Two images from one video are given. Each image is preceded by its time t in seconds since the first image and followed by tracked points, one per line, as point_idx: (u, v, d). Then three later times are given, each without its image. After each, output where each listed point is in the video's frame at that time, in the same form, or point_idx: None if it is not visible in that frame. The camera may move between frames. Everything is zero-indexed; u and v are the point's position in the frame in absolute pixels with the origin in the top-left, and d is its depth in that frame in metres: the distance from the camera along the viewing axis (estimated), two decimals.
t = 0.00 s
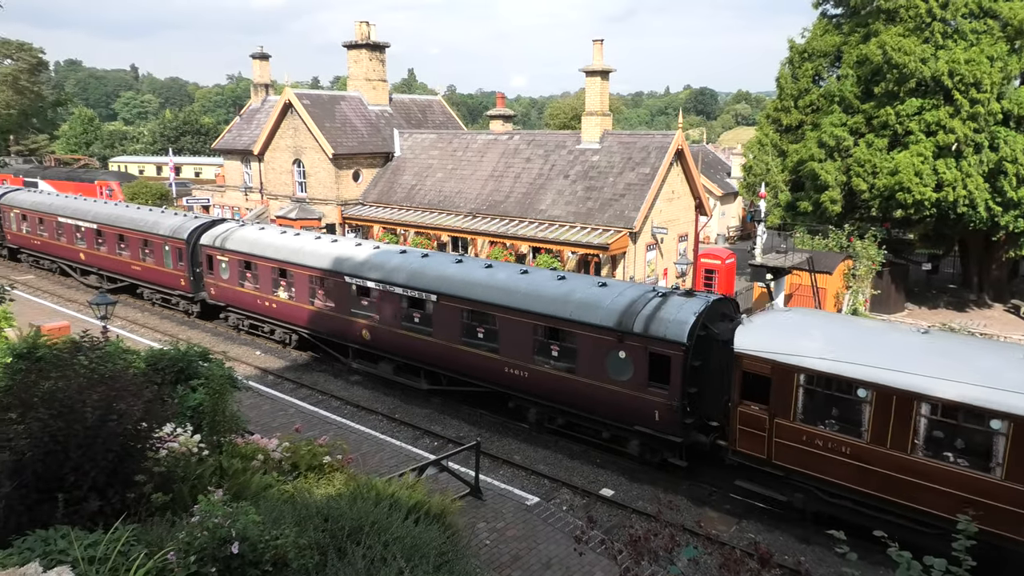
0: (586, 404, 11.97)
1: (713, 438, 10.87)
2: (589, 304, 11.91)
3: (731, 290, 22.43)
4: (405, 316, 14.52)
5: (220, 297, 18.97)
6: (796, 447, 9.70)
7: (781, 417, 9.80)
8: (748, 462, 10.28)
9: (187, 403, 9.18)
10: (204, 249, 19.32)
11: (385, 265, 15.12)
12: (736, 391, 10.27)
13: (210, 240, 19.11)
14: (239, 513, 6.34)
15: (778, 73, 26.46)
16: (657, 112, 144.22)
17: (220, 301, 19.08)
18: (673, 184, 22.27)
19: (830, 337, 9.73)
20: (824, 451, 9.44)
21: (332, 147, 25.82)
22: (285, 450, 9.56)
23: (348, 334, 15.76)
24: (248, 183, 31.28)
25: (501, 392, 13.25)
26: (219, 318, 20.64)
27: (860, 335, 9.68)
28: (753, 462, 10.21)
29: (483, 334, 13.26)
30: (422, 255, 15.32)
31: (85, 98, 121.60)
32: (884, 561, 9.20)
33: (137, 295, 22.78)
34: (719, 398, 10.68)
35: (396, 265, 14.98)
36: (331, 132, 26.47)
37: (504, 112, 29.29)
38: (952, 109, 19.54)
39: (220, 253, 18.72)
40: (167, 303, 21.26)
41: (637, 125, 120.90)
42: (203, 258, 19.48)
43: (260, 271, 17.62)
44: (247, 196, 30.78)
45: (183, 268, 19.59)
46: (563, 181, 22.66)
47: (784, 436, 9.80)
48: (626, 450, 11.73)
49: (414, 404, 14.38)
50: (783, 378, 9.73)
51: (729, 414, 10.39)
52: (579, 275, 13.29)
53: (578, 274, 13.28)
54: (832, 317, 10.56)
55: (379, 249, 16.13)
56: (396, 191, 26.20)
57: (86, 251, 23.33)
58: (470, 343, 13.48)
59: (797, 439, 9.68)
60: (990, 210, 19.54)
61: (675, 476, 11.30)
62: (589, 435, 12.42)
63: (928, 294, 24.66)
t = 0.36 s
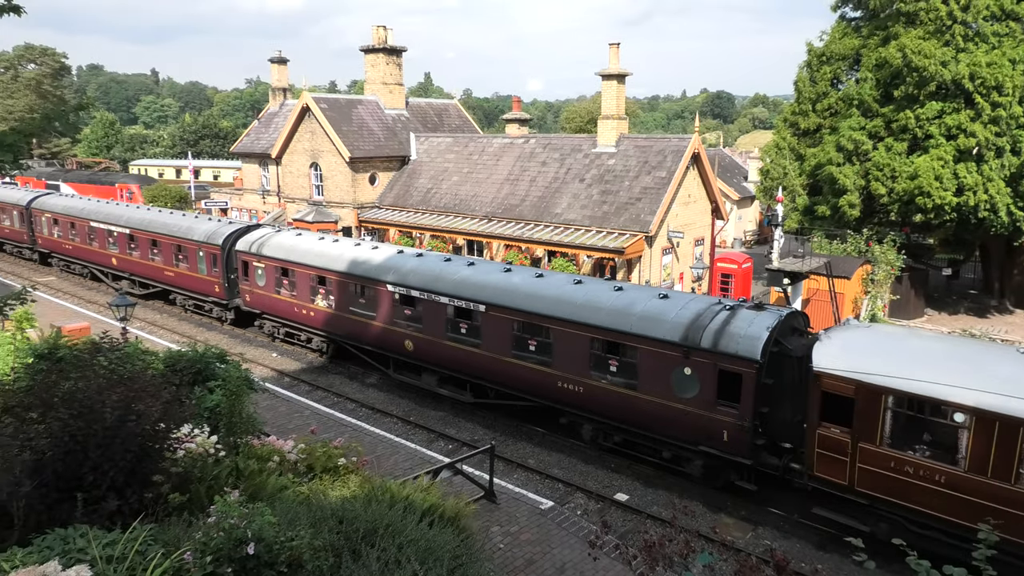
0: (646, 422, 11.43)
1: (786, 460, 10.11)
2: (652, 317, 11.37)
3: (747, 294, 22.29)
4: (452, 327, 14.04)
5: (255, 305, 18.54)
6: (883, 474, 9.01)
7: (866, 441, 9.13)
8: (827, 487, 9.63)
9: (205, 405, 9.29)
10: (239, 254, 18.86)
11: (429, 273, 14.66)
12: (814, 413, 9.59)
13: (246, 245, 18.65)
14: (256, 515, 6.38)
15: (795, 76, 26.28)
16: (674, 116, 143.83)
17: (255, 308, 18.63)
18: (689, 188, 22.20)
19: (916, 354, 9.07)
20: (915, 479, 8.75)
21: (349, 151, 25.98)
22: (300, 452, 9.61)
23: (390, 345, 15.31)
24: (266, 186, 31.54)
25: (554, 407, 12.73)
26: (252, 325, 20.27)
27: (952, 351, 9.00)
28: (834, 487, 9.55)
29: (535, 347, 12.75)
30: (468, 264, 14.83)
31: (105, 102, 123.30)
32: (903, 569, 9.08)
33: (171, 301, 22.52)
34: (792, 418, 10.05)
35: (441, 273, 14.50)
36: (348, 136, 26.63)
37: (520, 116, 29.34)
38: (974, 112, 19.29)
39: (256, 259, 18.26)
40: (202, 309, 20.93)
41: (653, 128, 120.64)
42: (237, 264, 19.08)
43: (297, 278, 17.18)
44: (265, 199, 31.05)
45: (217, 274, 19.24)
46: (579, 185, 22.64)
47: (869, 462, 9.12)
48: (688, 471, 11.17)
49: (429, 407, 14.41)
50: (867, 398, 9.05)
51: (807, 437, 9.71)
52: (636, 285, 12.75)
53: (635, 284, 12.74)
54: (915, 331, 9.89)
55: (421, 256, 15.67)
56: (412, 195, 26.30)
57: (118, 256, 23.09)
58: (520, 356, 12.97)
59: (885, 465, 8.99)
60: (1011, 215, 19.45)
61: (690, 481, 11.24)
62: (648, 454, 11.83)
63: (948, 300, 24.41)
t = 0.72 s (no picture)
0: (710, 443, 10.82)
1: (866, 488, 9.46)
2: (716, 331, 10.75)
3: (761, 299, 22.15)
4: (498, 339, 13.51)
5: (288, 313, 18.26)
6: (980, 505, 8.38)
7: (959, 470, 8.54)
8: (910, 517, 9.01)
9: (219, 406, 9.37)
10: (272, 262, 18.58)
11: (473, 284, 14.11)
12: (901, 437, 9.00)
13: (280, 253, 18.39)
14: (269, 517, 6.42)
15: (810, 80, 26.11)
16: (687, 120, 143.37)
17: (288, 316, 18.33)
18: (703, 192, 22.13)
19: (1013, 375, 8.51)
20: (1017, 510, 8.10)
21: (363, 155, 26.09)
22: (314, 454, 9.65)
23: (431, 356, 14.83)
24: (280, 191, 31.74)
25: (607, 424, 12.17)
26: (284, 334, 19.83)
27: None
28: (921, 518, 8.92)
29: (587, 361, 12.21)
30: (514, 273, 14.25)
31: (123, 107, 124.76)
32: None
33: (200, 309, 22.16)
34: (874, 443, 9.38)
35: (486, 283, 13.97)
36: (362, 140, 26.75)
37: (533, 120, 29.37)
38: (991, 116, 19.25)
39: (290, 267, 17.96)
40: (231, 317, 20.52)
41: (667, 133, 120.36)
42: (271, 271, 18.73)
43: (332, 286, 16.79)
44: (279, 203, 31.25)
45: (250, 282, 18.88)
46: (592, 189, 22.61)
47: (962, 490, 8.51)
48: (756, 496, 10.59)
49: (441, 411, 14.42)
50: (961, 422, 8.48)
51: (891, 464, 9.10)
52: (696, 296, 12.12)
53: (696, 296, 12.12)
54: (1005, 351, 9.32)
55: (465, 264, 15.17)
56: (425, 199, 26.36)
57: (147, 263, 22.86)
58: (572, 371, 12.42)
59: (980, 495, 8.38)
60: None
61: (703, 487, 11.17)
62: (711, 476, 11.23)
63: (966, 306, 24.15)
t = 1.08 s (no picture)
0: (780, 467, 10.16)
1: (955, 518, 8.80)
2: (786, 350, 10.09)
3: (773, 305, 22.03)
4: (545, 354, 12.96)
5: (320, 323, 17.79)
6: None
7: None
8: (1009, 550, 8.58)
9: (231, 410, 9.45)
10: (305, 270, 18.07)
11: (517, 295, 13.53)
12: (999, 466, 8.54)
13: (310, 261, 17.90)
14: (280, 520, 6.43)
15: (823, 85, 25.99)
16: (699, 124, 143.10)
17: (319, 326, 17.88)
18: (715, 197, 22.06)
19: None
20: None
21: (375, 160, 26.19)
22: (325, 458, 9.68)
23: (473, 370, 14.30)
24: (293, 195, 31.90)
25: (666, 445, 11.55)
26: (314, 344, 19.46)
27: None
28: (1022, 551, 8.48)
29: (644, 379, 11.58)
30: (561, 284, 13.65)
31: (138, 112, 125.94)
32: None
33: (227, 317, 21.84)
34: (965, 470, 8.71)
35: (531, 295, 13.40)
36: (374, 145, 26.87)
37: (545, 125, 29.41)
38: (1007, 121, 19.18)
39: (323, 275, 17.46)
40: (260, 325, 20.19)
41: (678, 138, 120.20)
42: (303, 280, 18.26)
43: (367, 296, 16.31)
44: (292, 208, 31.42)
45: (280, 291, 18.52)
46: (603, 194, 22.59)
47: None
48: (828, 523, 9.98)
49: (452, 415, 14.42)
50: None
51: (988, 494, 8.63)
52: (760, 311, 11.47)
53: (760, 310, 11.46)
54: None
55: (507, 275, 14.62)
56: (437, 203, 26.43)
57: (172, 269, 22.66)
58: (627, 389, 11.81)
59: None
60: None
61: (715, 494, 11.12)
62: (779, 502, 10.60)
63: (981, 312, 23.94)
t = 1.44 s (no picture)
0: (856, 494, 9.52)
1: None
2: (864, 369, 9.40)
3: (783, 309, 21.93)
4: (595, 369, 12.40)
5: (350, 333, 17.43)
6: None
7: None
8: None
9: (240, 413, 9.50)
10: (334, 278, 17.82)
11: (565, 307, 13.00)
12: None
13: (343, 270, 17.53)
14: (289, 523, 6.42)
15: (834, 89, 25.91)
16: (709, 129, 142.87)
17: (349, 337, 17.56)
18: (725, 202, 22.00)
19: None
20: None
21: (384, 164, 26.28)
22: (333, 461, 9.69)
23: (516, 385, 13.76)
24: (303, 199, 32.05)
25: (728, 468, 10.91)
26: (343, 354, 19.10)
27: None
28: None
29: (704, 398, 10.99)
30: (610, 296, 13.08)
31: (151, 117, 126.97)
32: None
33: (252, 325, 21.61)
34: None
35: (579, 307, 12.85)
36: (384, 150, 26.98)
37: (554, 129, 29.43)
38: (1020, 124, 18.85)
39: (356, 285, 17.10)
40: (286, 334, 19.85)
41: (687, 142, 120.07)
42: (333, 288, 17.99)
43: (402, 306, 15.88)
44: (302, 211, 31.57)
45: (309, 300, 18.25)
46: (612, 198, 22.57)
47: None
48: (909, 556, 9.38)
49: (461, 419, 14.41)
50: None
51: None
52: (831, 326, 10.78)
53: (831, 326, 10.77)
54: None
55: (551, 286, 14.05)
56: (446, 208, 26.50)
57: (198, 277, 22.62)
58: (685, 408, 11.21)
59: None
60: None
61: (725, 500, 11.06)
62: (854, 531, 9.96)
63: (993, 317, 23.76)
